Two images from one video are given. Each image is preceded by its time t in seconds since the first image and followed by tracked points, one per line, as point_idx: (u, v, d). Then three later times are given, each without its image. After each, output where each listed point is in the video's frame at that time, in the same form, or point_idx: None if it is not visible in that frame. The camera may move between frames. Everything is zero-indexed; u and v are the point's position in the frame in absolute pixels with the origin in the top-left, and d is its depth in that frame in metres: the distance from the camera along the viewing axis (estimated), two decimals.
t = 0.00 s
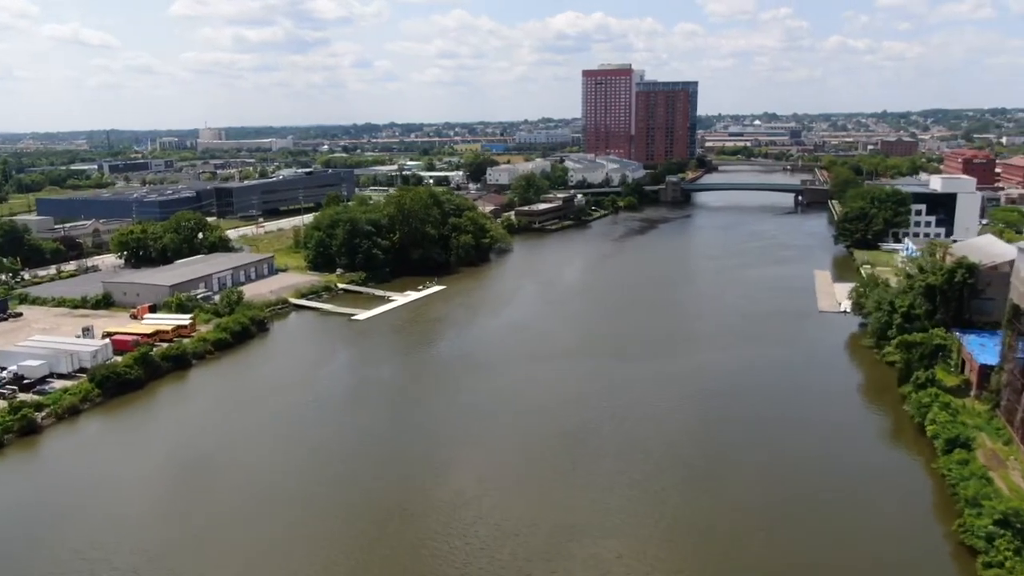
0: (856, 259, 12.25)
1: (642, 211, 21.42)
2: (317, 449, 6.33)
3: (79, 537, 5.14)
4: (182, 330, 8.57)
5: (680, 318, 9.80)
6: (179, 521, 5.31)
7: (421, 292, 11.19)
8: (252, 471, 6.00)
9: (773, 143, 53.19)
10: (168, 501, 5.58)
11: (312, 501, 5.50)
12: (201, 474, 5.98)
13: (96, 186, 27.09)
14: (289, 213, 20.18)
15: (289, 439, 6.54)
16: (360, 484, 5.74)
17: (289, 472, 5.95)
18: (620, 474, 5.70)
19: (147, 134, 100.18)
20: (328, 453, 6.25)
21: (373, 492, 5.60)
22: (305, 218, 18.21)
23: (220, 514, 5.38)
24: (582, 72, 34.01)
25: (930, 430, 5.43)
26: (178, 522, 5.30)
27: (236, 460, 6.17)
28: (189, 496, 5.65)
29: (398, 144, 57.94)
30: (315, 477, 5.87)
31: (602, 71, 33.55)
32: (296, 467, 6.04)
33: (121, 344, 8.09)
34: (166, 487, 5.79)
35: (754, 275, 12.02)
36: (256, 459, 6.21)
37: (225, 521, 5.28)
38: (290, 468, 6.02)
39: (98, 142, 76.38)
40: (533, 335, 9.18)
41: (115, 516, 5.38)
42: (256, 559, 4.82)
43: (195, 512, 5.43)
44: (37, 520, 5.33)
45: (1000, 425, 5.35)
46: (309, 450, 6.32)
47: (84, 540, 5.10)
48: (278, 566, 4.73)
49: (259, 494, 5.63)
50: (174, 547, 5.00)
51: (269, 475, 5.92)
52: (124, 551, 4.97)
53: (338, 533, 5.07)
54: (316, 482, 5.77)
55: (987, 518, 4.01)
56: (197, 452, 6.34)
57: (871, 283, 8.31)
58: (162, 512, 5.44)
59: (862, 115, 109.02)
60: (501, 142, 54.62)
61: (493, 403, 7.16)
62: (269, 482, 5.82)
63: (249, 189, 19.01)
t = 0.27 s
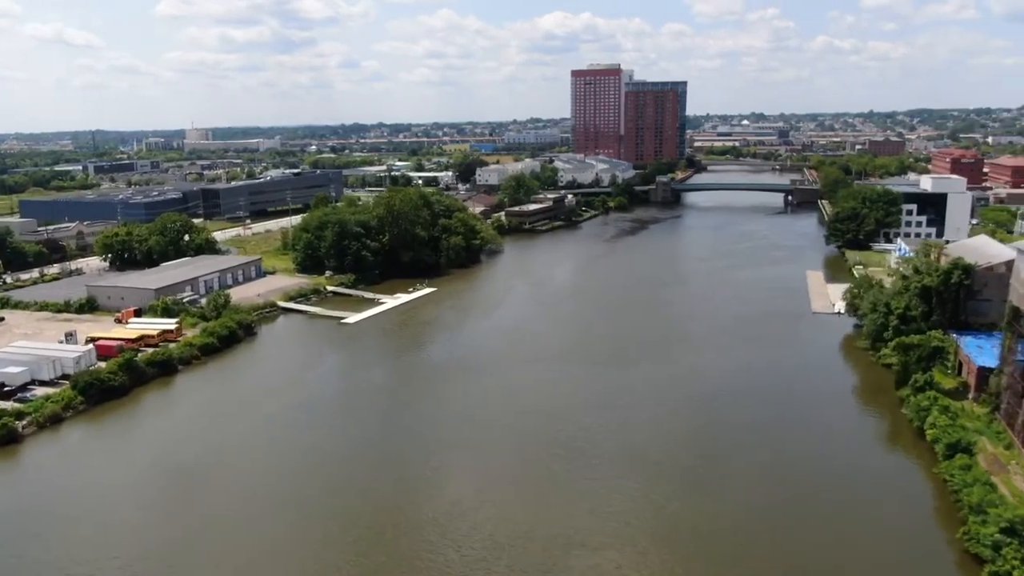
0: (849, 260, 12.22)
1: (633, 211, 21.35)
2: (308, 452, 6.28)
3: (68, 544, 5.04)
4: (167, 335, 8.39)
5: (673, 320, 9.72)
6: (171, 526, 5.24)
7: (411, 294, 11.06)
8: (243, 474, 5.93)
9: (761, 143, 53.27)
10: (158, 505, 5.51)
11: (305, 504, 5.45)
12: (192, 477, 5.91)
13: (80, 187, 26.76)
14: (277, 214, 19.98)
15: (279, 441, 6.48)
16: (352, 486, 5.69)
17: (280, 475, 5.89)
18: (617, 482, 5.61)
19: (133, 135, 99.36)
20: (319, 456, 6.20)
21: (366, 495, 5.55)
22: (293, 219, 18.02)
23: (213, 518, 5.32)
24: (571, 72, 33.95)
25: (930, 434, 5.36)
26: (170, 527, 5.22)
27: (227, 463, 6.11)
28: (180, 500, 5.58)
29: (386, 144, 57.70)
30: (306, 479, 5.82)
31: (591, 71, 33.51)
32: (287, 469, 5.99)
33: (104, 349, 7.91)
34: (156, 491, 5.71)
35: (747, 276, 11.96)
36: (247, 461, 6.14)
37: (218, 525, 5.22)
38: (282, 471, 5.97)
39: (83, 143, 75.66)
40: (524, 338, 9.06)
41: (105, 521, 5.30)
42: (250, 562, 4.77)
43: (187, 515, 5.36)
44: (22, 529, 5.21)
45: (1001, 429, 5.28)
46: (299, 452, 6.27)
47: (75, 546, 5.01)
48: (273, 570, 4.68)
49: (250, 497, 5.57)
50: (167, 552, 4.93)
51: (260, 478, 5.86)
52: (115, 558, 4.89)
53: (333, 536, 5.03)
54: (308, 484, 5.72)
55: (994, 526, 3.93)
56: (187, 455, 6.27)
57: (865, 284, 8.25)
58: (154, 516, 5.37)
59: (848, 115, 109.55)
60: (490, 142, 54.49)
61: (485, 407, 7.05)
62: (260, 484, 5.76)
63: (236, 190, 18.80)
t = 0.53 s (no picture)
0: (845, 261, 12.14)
1: (626, 211, 21.27)
2: (301, 454, 6.21)
3: (57, 551, 4.94)
4: (156, 340, 8.22)
5: (670, 322, 9.61)
6: (163, 531, 5.15)
7: (405, 297, 10.91)
8: (235, 477, 5.86)
9: (753, 142, 53.26)
10: (149, 510, 5.43)
11: (300, 507, 5.39)
12: (183, 481, 5.82)
13: (69, 187, 26.50)
14: (268, 215, 19.79)
15: (271, 444, 6.41)
16: (347, 489, 5.63)
17: (273, 478, 5.83)
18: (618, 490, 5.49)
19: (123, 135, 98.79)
20: (312, 458, 6.14)
21: (361, 498, 5.49)
22: (284, 220, 17.84)
23: (206, 521, 5.25)
24: (563, 72, 33.86)
25: (936, 440, 5.27)
26: (162, 533, 5.13)
27: (219, 466, 6.03)
28: (172, 503, 5.50)
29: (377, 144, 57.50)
30: (299, 482, 5.75)
31: (584, 71, 33.44)
32: (280, 472, 5.92)
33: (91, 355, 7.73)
34: (147, 495, 5.63)
35: (743, 277, 11.87)
36: (239, 465, 6.06)
37: (211, 530, 5.14)
38: (275, 473, 5.90)
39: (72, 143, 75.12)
40: (519, 341, 8.94)
41: (96, 527, 5.21)
42: (245, 567, 4.71)
43: (179, 520, 5.28)
44: (8, 537, 5.09)
45: (1008, 434, 5.18)
46: (292, 455, 6.19)
47: (65, 553, 4.92)
48: None
49: (244, 501, 5.50)
50: (159, 557, 4.85)
51: (253, 482, 5.79)
52: (106, 565, 4.79)
53: (328, 540, 4.97)
54: (301, 487, 5.66)
55: (1008, 537, 3.83)
56: (177, 458, 6.18)
57: (865, 286, 8.16)
58: (145, 521, 5.29)
59: (839, 115, 109.88)
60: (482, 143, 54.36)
61: (481, 411, 6.94)
62: (253, 488, 5.69)
63: (227, 191, 18.60)
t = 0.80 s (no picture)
0: (842, 261, 12.08)
1: (621, 212, 21.18)
2: (294, 456, 6.15)
3: (47, 559, 4.85)
4: (146, 344, 8.07)
5: (668, 324, 9.51)
6: (155, 537, 5.08)
7: (399, 299, 10.79)
8: (229, 480, 5.80)
9: (747, 143, 53.29)
10: (142, 514, 5.36)
11: (298, 509, 5.36)
12: (176, 485, 5.75)
13: (59, 189, 26.28)
14: (260, 216, 19.63)
15: (264, 446, 6.35)
16: (342, 491, 5.58)
17: (266, 481, 5.77)
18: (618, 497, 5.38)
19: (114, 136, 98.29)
20: (305, 460, 6.08)
21: (356, 500, 5.45)
22: (277, 222, 17.68)
23: (200, 526, 5.19)
24: (556, 72, 33.79)
25: (940, 445, 5.18)
26: (156, 538, 5.06)
27: (214, 469, 5.97)
28: (165, 508, 5.44)
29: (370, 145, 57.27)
30: (293, 484, 5.70)
31: (577, 71, 33.39)
32: (273, 475, 5.86)
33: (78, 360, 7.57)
34: (139, 499, 5.56)
35: (740, 278, 11.79)
36: (232, 468, 5.99)
37: (204, 534, 5.08)
38: (268, 476, 5.84)
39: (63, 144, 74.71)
40: (515, 343, 8.83)
41: (87, 533, 5.13)
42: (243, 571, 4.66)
43: (172, 524, 5.22)
44: None
45: (1015, 440, 5.09)
46: (285, 458, 6.13)
47: (59, 559, 4.85)
48: None
49: (242, 503, 5.46)
50: (153, 563, 4.78)
51: (246, 485, 5.73)
52: (98, 571, 4.72)
53: (324, 543, 4.93)
54: (297, 489, 5.62)
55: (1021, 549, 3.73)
56: (168, 462, 6.11)
57: (865, 287, 8.08)
58: (138, 526, 5.22)
59: (831, 115, 110.27)
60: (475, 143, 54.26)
61: (477, 414, 6.83)
62: (246, 491, 5.63)
63: (219, 193, 18.43)
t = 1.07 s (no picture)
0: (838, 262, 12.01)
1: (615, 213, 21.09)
2: (287, 459, 6.09)
3: (37, 568, 4.74)
4: (134, 349, 7.89)
5: (665, 326, 9.40)
6: (149, 541, 5.00)
7: (392, 302, 10.64)
8: (222, 483, 5.73)
9: (738, 142, 53.35)
10: (134, 519, 5.27)
11: (295, 511, 5.29)
12: (168, 489, 5.67)
13: (46, 190, 25.93)
14: (251, 218, 19.42)
15: (257, 449, 6.28)
16: (336, 491, 5.53)
17: (260, 483, 5.71)
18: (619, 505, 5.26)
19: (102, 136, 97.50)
20: (298, 462, 6.02)
21: (351, 501, 5.39)
22: (268, 223, 17.48)
23: (194, 529, 5.12)
24: (548, 72, 33.68)
25: (947, 451, 5.09)
26: (151, 543, 4.98)
27: (208, 473, 5.89)
28: (157, 512, 5.35)
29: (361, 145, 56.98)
30: (287, 486, 5.64)
31: (569, 71, 33.28)
32: (266, 478, 5.78)
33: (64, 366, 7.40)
34: (131, 504, 5.47)
35: (736, 279, 11.70)
36: (224, 471, 5.91)
37: (198, 538, 5.00)
38: (262, 479, 5.77)
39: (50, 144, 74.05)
40: (511, 346, 8.71)
41: (79, 539, 5.03)
42: None
43: (166, 528, 5.14)
44: None
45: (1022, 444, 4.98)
46: (278, 460, 6.06)
47: (51, 567, 4.75)
48: None
49: (239, 506, 5.39)
50: (149, 568, 4.70)
51: (239, 488, 5.66)
52: None
53: (320, 543, 4.87)
54: (294, 491, 5.55)
55: None
56: (160, 467, 6.01)
57: (866, 289, 7.99)
58: (131, 531, 5.13)
59: (822, 115, 110.68)
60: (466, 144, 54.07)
61: (474, 418, 6.71)
62: (239, 494, 5.56)
63: (208, 194, 18.21)
